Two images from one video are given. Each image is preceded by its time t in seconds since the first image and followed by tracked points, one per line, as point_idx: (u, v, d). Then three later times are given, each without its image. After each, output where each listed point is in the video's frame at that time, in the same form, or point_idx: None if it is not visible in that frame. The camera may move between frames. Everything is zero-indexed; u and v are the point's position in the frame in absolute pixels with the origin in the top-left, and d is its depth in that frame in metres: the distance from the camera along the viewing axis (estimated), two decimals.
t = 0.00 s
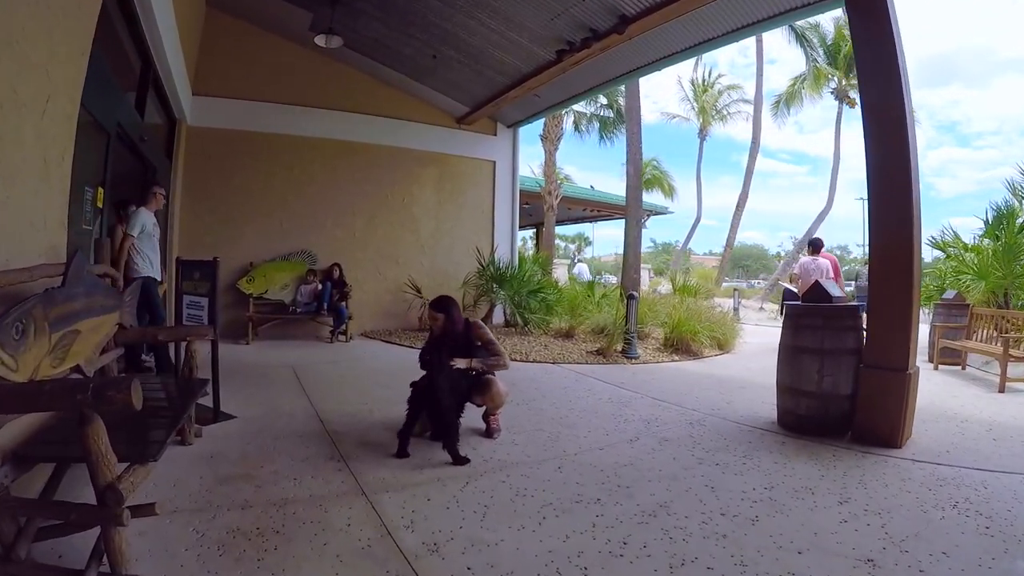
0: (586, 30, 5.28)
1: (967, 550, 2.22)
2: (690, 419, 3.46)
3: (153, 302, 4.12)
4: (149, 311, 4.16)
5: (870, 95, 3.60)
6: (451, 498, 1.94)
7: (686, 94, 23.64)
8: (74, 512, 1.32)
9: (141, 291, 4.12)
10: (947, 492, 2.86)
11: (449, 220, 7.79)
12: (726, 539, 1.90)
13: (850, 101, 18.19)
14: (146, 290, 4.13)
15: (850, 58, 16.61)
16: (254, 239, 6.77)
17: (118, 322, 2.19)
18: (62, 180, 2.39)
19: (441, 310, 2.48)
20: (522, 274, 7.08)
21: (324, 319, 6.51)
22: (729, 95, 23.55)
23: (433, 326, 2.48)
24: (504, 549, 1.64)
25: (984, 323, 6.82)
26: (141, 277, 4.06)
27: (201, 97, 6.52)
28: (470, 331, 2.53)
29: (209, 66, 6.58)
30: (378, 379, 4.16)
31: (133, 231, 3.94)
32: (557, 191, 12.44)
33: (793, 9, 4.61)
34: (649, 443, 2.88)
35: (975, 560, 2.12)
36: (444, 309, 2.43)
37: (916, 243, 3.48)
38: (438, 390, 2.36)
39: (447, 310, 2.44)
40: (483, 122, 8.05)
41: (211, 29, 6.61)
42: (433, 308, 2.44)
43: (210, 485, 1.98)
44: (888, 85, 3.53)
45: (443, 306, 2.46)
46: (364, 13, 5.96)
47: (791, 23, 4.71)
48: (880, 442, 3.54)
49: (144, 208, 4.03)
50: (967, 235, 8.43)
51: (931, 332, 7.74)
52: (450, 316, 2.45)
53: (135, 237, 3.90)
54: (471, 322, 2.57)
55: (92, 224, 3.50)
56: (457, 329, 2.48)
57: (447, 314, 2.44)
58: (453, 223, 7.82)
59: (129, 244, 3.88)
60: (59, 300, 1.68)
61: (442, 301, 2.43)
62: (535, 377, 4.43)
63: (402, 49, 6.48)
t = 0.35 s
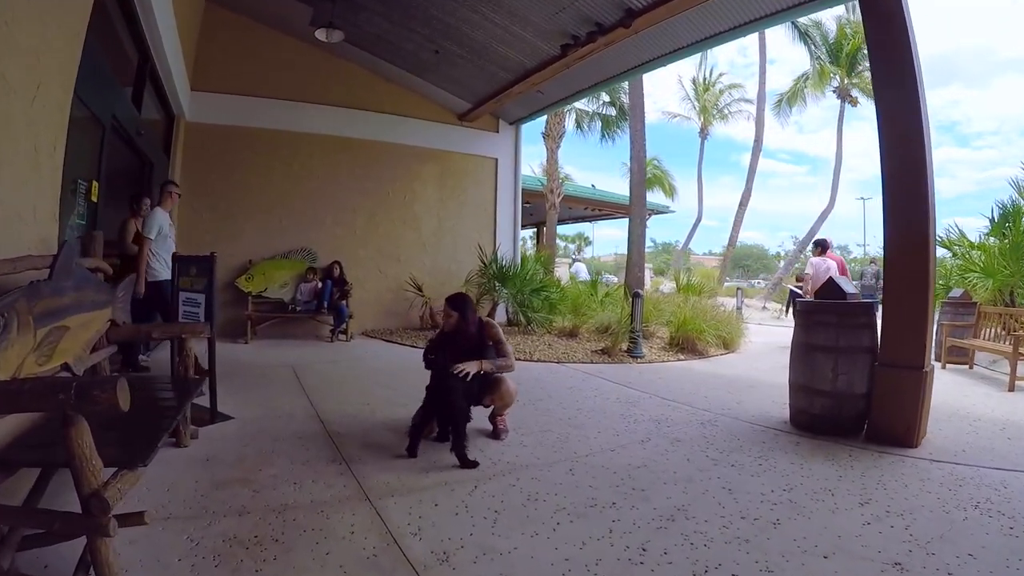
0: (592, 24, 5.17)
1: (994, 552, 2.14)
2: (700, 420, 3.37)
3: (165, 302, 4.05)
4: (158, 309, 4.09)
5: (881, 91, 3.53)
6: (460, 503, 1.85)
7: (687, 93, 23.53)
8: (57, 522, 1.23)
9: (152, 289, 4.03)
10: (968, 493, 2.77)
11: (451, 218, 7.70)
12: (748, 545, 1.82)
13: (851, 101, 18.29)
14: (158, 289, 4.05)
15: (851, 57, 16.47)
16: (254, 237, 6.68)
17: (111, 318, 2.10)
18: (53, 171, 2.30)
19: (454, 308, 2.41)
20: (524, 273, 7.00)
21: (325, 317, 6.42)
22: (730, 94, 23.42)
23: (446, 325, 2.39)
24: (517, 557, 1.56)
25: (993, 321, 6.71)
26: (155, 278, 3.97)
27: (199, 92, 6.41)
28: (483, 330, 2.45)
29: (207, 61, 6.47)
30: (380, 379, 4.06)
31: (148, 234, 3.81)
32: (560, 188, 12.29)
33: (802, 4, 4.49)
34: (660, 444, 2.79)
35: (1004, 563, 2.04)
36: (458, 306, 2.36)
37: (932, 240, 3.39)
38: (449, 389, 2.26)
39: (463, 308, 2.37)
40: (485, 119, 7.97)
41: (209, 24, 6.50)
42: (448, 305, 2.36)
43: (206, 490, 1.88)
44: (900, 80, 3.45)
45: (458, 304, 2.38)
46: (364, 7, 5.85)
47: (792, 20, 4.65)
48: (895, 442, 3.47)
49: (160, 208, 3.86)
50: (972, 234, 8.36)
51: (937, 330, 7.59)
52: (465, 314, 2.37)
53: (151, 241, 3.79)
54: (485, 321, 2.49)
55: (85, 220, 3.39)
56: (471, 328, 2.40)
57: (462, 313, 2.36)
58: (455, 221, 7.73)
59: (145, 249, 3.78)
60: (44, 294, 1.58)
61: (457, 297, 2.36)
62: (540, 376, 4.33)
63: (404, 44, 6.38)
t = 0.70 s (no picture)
0: (598, 17, 5.06)
1: None
2: (713, 420, 3.27)
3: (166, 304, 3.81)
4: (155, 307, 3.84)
5: (894, 83, 3.43)
6: (470, 508, 1.76)
7: (688, 92, 23.38)
8: (36, 532, 1.14)
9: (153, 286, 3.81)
10: (991, 493, 2.68)
11: (453, 215, 7.60)
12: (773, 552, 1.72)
13: (854, 98, 17.96)
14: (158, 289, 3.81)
15: (853, 55, 16.28)
16: (254, 234, 6.58)
17: (101, 313, 1.99)
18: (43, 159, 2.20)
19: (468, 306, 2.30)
20: (526, 271, 6.89)
21: (324, 315, 6.32)
22: (732, 93, 23.26)
23: (459, 325, 2.29)
24: (533, 566, 1.46)
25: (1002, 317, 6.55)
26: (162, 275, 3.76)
27: (197, 87, 6.31)
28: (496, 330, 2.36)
29: (205, 56, 6.37)
30: (382, 378, 3.96)
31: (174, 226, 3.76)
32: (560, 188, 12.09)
33: None
34: (673, 445, 2.69)
35: None
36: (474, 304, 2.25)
37: (950, 238, 3.30)
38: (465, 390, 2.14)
39: (476, 307, 2.28)
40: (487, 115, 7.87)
41: (207, 18, 6.39)
42: (461, 304, 2.26)
43: (201, 495, 1.78)
44: (915, 72, 3.36)
45: (473, 302, 2.28)
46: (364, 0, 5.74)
47: (795, 16, 4.56)
48: (913, 441, 3.37)
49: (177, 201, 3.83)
50: (978, 233, 8.25)
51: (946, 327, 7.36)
52: (480, 313, 2.29)
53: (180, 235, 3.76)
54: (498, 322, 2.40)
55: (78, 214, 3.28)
56: (485, 328, 2.31)
57: (475, 311, 2.27)
58: (457, 218, 7.63)
59: (175, 241, 3.76)
60: (27, 285, 1.48)
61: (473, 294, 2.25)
62: (546, 376, 4.24)
63: (405, 38, 6.27)
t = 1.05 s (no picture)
0: (604, 11, 4.96)
1: None
2: (725, 424, 3.17)
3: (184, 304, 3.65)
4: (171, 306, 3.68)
5: (909, 79, 3.33)
6: (481, 520, 1.66)
7: (689, 91, 23.25)
8: (12, 554, 1.08)
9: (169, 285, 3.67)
10: (1015, 497, 2.58)
11: (454, 214, 7.50)
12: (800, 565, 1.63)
13: (856, 98, 17.79)
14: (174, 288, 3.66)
15: (856, 54, 16.17)
16: (253, 233, 6.47)
17: (90, 314, 1.89)
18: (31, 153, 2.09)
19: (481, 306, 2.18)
20: (528, 270, 6.79)
21: (324, 315, 6.23)
22: (732, 92, 23.12)
23: (473, 326, 2.17)
24: None
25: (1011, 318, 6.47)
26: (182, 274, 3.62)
27: (195, 84, 6.20)
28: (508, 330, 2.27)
29: (204, 52, 6.26)
30: (384, 380, 3.86)
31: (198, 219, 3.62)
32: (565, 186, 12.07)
33: None
34: (687, 450, 2.59)
35: None
36: (489, 305, 2.14)
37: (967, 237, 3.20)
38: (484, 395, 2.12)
39: (493, 307, 2.16)
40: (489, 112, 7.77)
41: (205, 13, 6.28)
42: (479, 305, 2.13)
43: (195, 507, 1.68)
44: (931, 68, 3.26)
45: (487, 302, 2.16)
46: None
47: (794, 14, 4.50)
48: (930, 444, 3.28)
49: (194, 193, 3.69)
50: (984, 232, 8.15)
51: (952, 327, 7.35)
52: (496, 314, 2.17)
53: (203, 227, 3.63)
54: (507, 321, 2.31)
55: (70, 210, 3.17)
56: (501, 328, 2.20)
57: (493, 312, 2.15)
58: (458, 216, 7.53)
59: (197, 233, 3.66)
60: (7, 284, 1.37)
61: (487, 295, 2.13)
62: (551, 378, 4.13)
63: (406, 33, 6.16)
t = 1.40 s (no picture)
0: (611, 8, 4.85)
1: None
2: (740, 433, 3.07)
3: (216, 310, 3.53)
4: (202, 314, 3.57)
5: (927, 78, 3.23)
6: (496, 543, 1.57)
7: (690, 91, 23.11)
8: None
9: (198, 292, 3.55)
10: None
11: (457, 214, 7.41)
12: None
13: (858, 98, 17.65)
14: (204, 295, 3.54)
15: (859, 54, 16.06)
16: (252, 234, 6.37)
17: (77, 323, 1.79)
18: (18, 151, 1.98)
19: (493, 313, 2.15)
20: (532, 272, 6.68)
21: (325, 318, 6.13)
22: (734, 92, 22.97)
23: (486, 333, 2.15)
24: None
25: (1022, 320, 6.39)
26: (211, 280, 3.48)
27: (193, 82, 6.10)
28: (523, 338, 2.23)
29: (202, 50, 6.16)
30: (387, 386, 3.76)
31: (220, 223, 3.46)
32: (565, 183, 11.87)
33: None
34: (704, 462, 2.50)
35: None
36: (499, 312, 2.12)
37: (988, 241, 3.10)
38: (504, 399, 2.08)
39: (506, 312, 2.15)
40: (492, 112, 7.68)
41: (204, 11, 6.18)
42: (490, 310, 2.12)
43: (191, 529, 1.59)
44: (951, 66, 3.16)
45: (498, 310, 2.13)
46: None
47: (799, 15, 4.44)
48: (949, 453, 3.19)
49: (215, 196, 3.52)
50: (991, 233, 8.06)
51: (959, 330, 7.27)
52: (509, 319, 2.15)
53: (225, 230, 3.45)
54: (522, 330, 2.29)
55: (62, 211, 3.06)
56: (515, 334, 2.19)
57: (506, 317, 2.13)
58: (461, 217, 7.43)
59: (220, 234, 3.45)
60: None
61: (498, 302, 2.11)
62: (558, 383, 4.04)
63: (408, 31, 6.07)
